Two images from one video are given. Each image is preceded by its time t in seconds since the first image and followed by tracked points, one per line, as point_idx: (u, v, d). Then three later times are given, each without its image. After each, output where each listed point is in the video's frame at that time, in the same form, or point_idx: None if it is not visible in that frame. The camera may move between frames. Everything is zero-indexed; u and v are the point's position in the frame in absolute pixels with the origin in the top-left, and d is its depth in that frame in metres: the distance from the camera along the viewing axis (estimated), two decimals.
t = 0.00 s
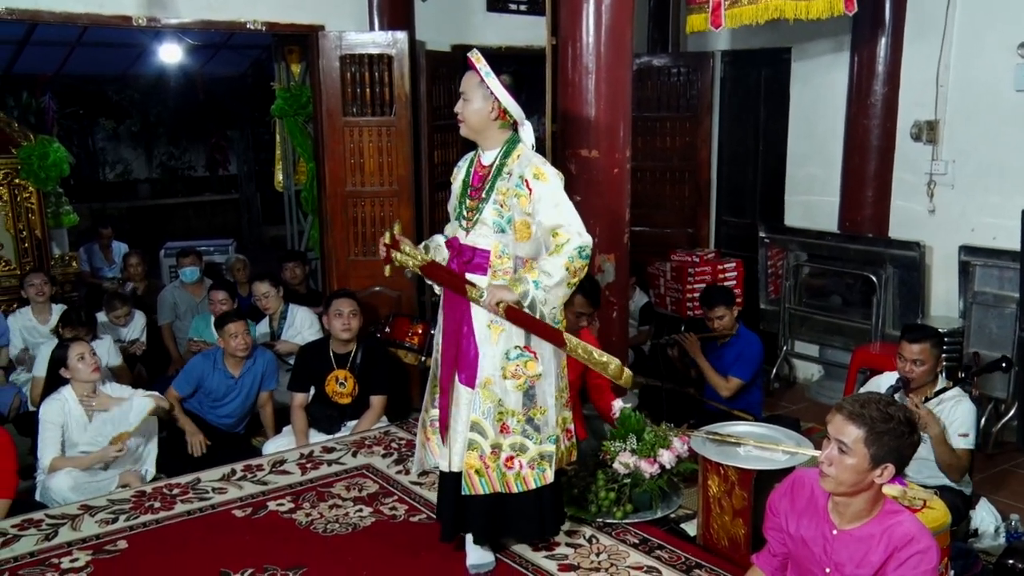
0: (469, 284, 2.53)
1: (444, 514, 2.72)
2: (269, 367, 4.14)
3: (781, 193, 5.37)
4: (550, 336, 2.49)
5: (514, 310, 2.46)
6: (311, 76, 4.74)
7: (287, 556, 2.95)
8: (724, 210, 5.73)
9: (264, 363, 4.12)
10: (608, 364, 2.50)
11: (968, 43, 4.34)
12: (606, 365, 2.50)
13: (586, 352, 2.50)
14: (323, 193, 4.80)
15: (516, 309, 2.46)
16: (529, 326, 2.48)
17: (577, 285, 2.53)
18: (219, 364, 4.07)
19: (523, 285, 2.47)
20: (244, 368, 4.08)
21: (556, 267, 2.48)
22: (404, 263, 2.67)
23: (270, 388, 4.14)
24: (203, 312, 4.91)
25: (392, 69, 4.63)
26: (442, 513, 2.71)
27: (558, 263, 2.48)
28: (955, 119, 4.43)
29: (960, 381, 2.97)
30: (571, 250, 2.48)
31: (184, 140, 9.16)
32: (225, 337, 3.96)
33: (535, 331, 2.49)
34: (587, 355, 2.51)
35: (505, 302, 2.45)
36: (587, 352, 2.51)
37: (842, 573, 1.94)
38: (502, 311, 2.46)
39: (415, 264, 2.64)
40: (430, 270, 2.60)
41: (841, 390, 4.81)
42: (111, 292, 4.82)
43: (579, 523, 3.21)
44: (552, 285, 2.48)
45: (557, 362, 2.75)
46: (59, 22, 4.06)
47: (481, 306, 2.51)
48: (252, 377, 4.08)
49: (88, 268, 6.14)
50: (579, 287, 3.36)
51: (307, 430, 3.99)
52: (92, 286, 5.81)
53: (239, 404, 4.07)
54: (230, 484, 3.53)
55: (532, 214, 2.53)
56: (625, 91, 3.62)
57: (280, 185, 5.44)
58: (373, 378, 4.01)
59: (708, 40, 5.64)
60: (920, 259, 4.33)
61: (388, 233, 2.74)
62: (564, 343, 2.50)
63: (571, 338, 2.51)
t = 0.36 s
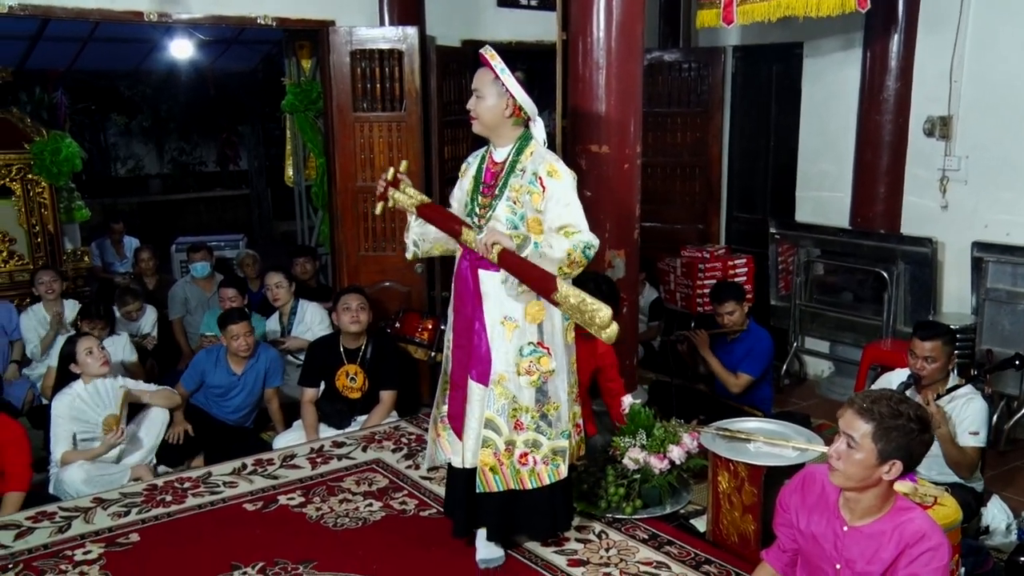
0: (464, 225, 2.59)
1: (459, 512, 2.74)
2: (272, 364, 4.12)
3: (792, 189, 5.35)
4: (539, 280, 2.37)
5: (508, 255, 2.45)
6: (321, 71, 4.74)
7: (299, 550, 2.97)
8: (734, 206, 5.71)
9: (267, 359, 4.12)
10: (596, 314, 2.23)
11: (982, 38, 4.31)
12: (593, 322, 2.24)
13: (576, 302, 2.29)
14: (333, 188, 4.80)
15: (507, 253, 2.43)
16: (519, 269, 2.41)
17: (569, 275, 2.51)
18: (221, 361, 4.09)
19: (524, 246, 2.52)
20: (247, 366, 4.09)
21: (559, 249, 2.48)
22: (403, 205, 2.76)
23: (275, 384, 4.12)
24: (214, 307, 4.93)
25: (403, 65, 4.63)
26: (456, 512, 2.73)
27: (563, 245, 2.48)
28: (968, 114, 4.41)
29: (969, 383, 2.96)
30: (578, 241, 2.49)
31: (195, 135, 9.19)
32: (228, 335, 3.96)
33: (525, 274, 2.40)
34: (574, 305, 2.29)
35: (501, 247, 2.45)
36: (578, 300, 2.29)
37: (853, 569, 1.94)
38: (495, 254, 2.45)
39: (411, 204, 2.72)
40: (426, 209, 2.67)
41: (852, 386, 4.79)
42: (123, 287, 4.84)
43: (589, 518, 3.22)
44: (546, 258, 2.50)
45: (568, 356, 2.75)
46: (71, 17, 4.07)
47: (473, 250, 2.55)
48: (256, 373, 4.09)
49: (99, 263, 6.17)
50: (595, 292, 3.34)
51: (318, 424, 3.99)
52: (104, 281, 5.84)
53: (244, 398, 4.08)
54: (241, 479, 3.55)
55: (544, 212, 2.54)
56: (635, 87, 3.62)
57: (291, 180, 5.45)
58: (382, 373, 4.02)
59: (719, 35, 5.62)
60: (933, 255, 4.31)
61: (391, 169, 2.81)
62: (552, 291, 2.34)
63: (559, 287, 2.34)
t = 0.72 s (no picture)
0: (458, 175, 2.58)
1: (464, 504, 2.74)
2: (275, 356, 4.15)
3: (799, 182, 5.33)
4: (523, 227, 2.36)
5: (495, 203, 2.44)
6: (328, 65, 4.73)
7: (305, 543, 2.98)
8: (741, 200, 5.69)
9: (269, 351, 4.15)
10: (577, 258, 2.22)
11: (991, 30, 4.28)
12: (574, 267, 2.22)
13: (559, 243, 2.28)
14: (340, 181, 4.81)
15: (496, 200, 2.44)
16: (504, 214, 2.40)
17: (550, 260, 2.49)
18: (222, 356, 4.10)
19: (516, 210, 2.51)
20: (248, 361, 4.10)
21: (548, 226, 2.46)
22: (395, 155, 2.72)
23: (279, 376, 4.16)
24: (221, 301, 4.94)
25: (409, 58, 4.63)
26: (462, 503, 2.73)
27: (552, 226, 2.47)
28: (977, 107, 4.39)
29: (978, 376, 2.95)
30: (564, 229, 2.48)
31: (202, 128, 9.19)
32: (222, 337, 3.95)
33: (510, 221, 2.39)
34: (558, 248, 2.27)
35: (491, 195, 2.46)
36: (560, 242, 2.28)
37: (859, 563, 1.94)
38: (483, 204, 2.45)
39: (404, 155, 2.70)
40: (420, 159, 2.66)
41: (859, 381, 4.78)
42: (130, 279, 4.85)
43: (594, 511, 3.23)
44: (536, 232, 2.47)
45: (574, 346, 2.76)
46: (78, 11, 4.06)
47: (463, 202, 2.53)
48: (259, 365, 4.12)
49: (107, 256, 6.18)
50: (615, 301, 3.30)
51: (324, 417, 4.01)
52: (112, 273, 5.85)
53: (250, 391, 4.10)
54: (247, 471, 3.56)
55: (542, 201, 2.53)
56: (642, 80, 3.61)
57: (297, 173, 5.46)
58: (389, 366, 4.03)
59: (727, 28, 5.60)
60: (940, 248, 4.29)
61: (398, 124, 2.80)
62: (536, 238, 2.32)
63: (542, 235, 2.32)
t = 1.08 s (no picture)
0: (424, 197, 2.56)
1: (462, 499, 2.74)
2: (268, 351, 4.15)
3: (798, 178, 5.33)
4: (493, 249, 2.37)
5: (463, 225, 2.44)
6: (327, 61, 4.73)
7: (304, 539, 2.98)
8: (740, 196, 5.69)
9: (262, 347, 4.14)
10: (552, 280, 2.25)
11: (991, 27, 4.28)
12: (551, 290, 2.26)
13: (531, 266, 2.30)
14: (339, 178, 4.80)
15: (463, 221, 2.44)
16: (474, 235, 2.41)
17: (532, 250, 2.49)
18: (213, 355, 4.10)
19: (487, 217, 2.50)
20: (240, 359, 4.09)
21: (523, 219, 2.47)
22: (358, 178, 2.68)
23: (273, 371, 4.16)
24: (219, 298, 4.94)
25: (409, 54, 4.64)
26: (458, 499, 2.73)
27: (527, 216, 2.48)
28: (976, 104, 4.38)
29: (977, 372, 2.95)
30: (540, 215, 2.48)
31: (201, 125, 9.16)
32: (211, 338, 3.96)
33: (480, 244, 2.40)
34: (530, 270, 2.30)
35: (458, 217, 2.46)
36: (533, 264, 2.30)
37: (858, 560, 1.94)
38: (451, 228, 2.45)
39: (367, 178, 2.67)
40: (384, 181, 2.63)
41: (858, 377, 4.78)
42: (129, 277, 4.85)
43: (593, 508, 3.23)
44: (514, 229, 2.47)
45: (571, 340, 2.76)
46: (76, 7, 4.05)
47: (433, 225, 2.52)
48: (252, 362, 4.11)
49: (106, 253, 6.18)
50: (621, 305, 3.24)
51: (323, 414, 4.01)
52: (110, 270, 5.85)
53: (245, 389, 4.10)
54: (246, 468, 3.56)
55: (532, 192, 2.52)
56: (640, 76, 3.61)
57: (296, 170, 5.46)
58: (388, 363, 4.03)
59: (726, 24, 5.59)
60: (940, 245, 4.29)
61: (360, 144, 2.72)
62: (507, 259, 2.34)
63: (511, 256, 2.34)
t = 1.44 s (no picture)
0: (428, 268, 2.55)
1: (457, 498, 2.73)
2: (273, 353, 4.15)
3: (797, 178, 5.33)
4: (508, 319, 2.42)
5: (475, 296, 2.44)
6: (326, 61, 4.72)
7: (303, 540, 2.98)
8: (739, 197, 5.69)
9: (268, 348, 4.14)
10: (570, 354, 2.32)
11: (990, 27, 4.28)
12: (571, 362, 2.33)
13: (546, 339, 2.36)
14: (338, 178, 4.80)
15: (475, 293, 2.43)
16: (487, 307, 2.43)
17: (540, 273, 2.50)
18: (221, 356, 4.09)
19: (491, 269, 2.44)
20: (247, 361, 4.10)
21: (522, 249, 2.46)
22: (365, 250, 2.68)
23: (277, 373, 4.15)
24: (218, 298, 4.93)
25: (408, 55, 4.64)
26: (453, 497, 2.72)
27: (525, 245, 2.46)
28: (975, 104, 4.39)
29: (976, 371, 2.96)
30: (537, 235, 2.48)
31: (200, 125, 9.15)
32: (224, 339, 3.95)
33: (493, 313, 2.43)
34: (546, 341, 2.36)
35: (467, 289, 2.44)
36: (549, 337, 2.36)
37: (857, 560, 1.94)
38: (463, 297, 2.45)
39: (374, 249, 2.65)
40: (390, 252, 2.62)
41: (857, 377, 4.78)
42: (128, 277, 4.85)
43: (591, 508, 3.23)
44: (519, 269, 2.45)
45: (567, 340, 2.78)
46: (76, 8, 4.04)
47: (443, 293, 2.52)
48: (258, 363, 4.11)
49: (105, 253, 6.18)
50: (611, 302, 3.27)
51: (322, 414, 4.01)
52: (110, 271, 5.86)
53: (248, 389, 4.10)
54: (245, 468, 3.56)
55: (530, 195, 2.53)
56: (639, 76, 3.61)
57: (295, 170, 5.47)
58: (386, 363, 4.02)
59: (725, 24, 5.59)
60: (939, 245, 4.29)
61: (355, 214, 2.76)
62: (522, 332, 2.40)
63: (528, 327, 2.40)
